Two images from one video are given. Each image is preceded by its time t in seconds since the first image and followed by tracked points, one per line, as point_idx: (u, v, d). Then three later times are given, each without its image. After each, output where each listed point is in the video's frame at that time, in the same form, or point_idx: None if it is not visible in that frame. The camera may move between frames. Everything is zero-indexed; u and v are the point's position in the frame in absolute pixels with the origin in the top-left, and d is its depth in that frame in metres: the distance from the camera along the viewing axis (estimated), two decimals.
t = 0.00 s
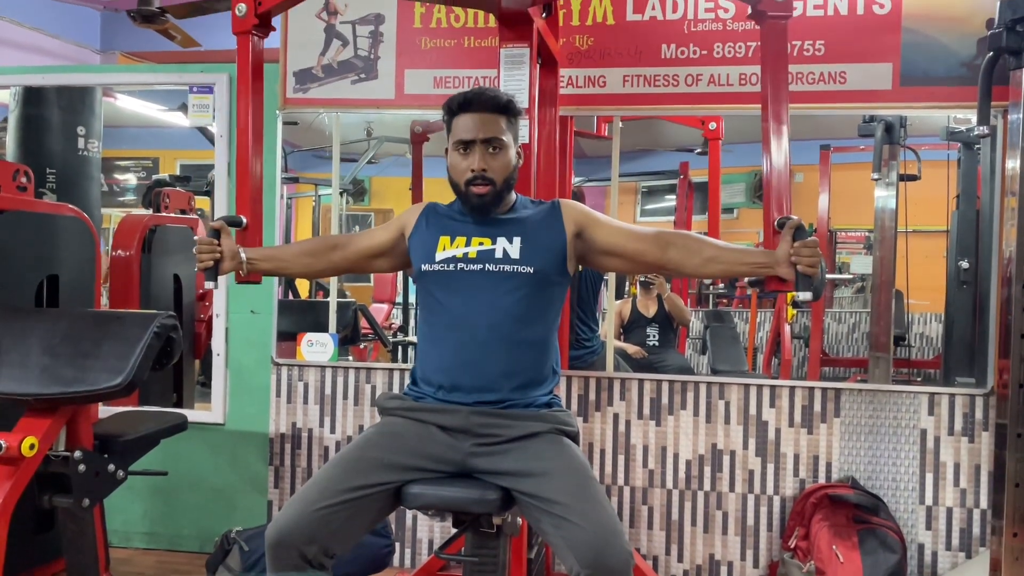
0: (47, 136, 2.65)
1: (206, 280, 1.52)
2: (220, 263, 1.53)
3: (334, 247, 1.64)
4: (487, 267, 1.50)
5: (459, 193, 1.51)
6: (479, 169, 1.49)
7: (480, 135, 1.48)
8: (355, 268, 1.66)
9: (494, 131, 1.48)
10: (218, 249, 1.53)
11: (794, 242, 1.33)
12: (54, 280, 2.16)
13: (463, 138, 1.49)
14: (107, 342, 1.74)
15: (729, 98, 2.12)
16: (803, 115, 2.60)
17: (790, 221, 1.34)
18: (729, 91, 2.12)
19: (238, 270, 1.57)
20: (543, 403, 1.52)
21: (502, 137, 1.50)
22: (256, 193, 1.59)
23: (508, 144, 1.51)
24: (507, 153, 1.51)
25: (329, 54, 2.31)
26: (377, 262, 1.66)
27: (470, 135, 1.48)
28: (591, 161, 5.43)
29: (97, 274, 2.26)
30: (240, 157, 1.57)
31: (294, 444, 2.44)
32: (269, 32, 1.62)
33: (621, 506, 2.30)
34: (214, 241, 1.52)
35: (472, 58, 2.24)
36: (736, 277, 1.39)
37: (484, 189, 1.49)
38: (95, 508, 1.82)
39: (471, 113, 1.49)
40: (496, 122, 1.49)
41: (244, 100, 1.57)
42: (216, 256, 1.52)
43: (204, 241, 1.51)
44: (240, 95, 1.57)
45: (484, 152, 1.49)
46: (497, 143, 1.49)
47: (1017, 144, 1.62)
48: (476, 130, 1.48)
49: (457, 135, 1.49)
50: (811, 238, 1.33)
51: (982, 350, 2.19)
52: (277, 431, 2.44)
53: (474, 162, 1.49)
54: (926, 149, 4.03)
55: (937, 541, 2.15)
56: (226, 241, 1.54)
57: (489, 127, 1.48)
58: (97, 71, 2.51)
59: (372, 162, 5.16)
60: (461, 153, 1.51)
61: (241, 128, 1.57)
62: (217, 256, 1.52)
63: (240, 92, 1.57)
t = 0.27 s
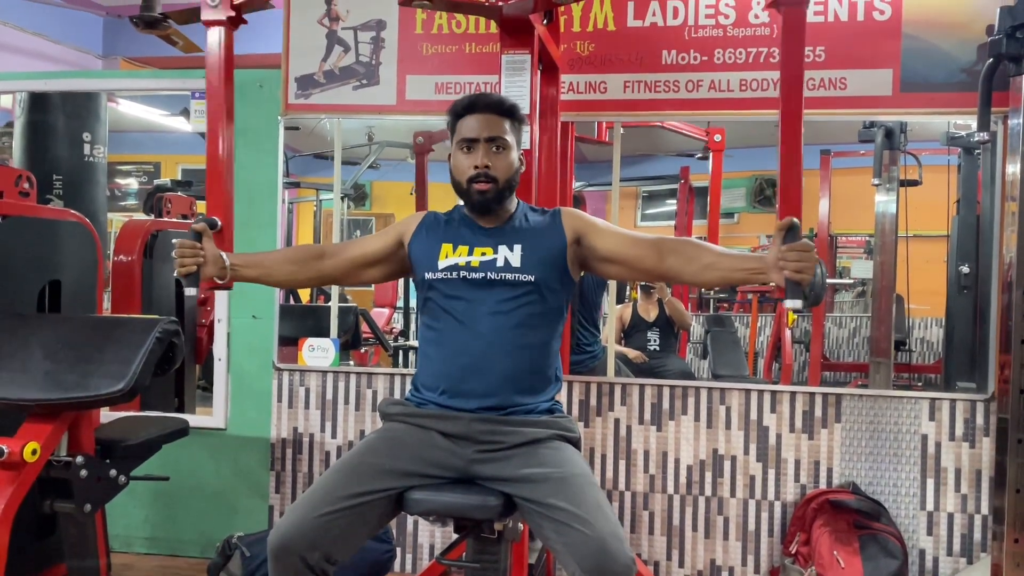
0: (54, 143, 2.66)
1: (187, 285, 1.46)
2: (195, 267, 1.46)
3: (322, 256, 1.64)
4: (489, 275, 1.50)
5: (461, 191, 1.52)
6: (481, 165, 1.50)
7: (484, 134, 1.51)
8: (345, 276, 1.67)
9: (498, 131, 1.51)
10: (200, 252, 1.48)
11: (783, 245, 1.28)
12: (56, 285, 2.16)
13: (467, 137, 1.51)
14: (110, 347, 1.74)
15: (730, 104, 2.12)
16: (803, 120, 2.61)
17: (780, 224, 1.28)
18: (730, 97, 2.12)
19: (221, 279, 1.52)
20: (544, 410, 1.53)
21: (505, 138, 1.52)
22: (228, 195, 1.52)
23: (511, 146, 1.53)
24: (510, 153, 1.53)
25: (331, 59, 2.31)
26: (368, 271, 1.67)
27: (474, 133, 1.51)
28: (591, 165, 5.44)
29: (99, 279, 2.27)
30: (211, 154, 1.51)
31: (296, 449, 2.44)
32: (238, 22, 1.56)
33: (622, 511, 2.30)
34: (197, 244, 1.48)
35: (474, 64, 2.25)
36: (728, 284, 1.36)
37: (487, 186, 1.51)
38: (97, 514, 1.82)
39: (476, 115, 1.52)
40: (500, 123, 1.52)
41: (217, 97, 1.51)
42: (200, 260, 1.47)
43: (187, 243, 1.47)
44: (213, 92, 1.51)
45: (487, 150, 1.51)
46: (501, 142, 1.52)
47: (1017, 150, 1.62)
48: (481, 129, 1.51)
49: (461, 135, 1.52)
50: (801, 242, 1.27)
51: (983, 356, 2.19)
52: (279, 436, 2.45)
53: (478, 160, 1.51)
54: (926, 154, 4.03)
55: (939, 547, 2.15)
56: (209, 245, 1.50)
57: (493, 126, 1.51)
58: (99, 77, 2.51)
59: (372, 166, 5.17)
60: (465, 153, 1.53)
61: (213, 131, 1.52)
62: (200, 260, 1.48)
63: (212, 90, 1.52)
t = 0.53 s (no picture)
0: (59, 147, 2.67)
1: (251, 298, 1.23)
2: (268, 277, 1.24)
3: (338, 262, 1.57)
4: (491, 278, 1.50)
5: (468, 181, 1.55)
6: (488, 155, 1.53)
7: (491, 128, 1.55)
8: (362, 282, 1.60)
9: (505, 126, 1.55)
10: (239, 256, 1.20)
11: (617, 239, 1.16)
12: (57, 289, 2.16)
13: (475, 132, 1.55)
14: (111, 351, 1.74)
15: (731, 107, 2.12)
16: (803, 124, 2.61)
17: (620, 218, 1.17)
18: (731, 101, 2.13)
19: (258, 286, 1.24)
20: (545, 413, 1.52)
21: (512, 134, 1.56)
22: (224, 176, 1.19)
23: (518, 143, 1.57)
24: (517, 148, 1.56)
25: (332, 63, 2.32)
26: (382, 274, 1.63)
27: (482, 128, 1.55)
28: (593, 169, 5.44)
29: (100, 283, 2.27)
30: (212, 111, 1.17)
31: (296, 453, 2.44)
32: None
33: (623, 516, 2.30)
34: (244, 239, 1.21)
35: (475, 68, 2.25)
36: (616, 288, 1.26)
37: (492, 175, 1.53)
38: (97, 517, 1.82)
39: (484, 114, 1.57)
40: (507, 120, 1.57)
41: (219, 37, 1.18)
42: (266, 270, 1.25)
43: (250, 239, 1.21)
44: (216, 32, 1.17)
45: (494, 143, 1.54)
46: (508, 137, 1.55)
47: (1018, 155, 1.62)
48: (488, 124, 1.55)
49: (470, 131, 1.56)
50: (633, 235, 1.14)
51: (985, 360, 2.19)
52: (279, 440, 2.44)
53: (484, 151, 1.54)
54: (928, 158, 4.03)
55: (940, 551, 2.15)
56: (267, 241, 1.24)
57: (500, 122, 1.55)
58: (102, 81, 2.51)
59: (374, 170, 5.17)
60: (472, 148, 1.56)
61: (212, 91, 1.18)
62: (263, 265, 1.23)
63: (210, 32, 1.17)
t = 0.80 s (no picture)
0: (63, 147, 2.68)
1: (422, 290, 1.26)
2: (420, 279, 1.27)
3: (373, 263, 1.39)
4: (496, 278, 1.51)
5: (468, 177, 1.56)
6: (488, 152, 1.54)
7: (493, 128, 1.55)
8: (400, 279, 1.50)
9: (508, 125, 1.55)
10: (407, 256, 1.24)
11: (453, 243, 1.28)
12: (58, 291, 2.16)
13: (478, 131, 1.56)
14: (111, 352, 1.74)
15: (731, 109, 2.13)
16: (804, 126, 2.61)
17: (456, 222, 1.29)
18: (731, 103, 2.13)
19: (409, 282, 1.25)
20: (546, 414, 1.53)
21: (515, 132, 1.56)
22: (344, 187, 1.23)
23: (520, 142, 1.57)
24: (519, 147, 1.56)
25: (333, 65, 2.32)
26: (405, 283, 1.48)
27: (484, 127, 1.55)
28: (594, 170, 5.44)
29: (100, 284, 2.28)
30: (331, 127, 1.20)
31: (296, 455, 2.44)
32: None
33: (623, 517, 2.29)
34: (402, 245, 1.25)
35: (476, 69, 2.25)
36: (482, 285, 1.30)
37: (493, 172, 1.54)
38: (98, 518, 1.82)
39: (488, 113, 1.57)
40: (510, 119, 1.57)
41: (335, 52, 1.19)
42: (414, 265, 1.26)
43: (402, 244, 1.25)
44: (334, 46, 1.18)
45: (496, 141, 1.55)
46: (509, 135, 1.55)
47: (1018, 156, 1.62)
48: (490, 122, 1.55)
49: (473, 130, 1.57)
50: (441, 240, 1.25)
51: (986, 361, 2.19)
52: (280, 441, 2.44)
53: (486, 149, 1.54)
54: (929, 159, 4.03)
55: (941, 554, 2.14)
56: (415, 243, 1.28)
57: (502, 122, 1.55)
58: (103, 83, 2.52)
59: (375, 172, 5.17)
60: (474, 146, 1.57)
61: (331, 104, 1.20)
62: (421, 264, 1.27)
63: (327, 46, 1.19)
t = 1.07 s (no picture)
0: (63, 147, 2.67)
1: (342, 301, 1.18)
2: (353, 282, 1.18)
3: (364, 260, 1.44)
4: (494, 280, 1.51)
5: (463, 173, 1.54)
6: (484, 148, 1.52)
7: (491, 125, 1.54)
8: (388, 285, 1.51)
9: (505, 123, 1.56)
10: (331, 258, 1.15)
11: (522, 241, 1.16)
12: (57, 291, 2.16)
13: (475, 128, 1.55)
14: (111, 352, 1.74)
15: (731, 110, 2.12)
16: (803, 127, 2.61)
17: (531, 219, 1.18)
18: (731, 104, 2.13)
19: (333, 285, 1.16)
20: (546, 414, 1.52)
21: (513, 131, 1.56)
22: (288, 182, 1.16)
23: (518, 140, 1.55)
24: (516, 145, 1.54)
25: (333, 66, 2.32)
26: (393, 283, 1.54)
27: (482, 124, 1.55)
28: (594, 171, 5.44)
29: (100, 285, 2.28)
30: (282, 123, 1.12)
31: (296, 456, 2.44)
32: None
33: (623, 518, 2.29)
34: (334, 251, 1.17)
35: (476, 70, 2.25)
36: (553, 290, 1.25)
37: (490, 165, 1.52)
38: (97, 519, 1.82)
39: (487, 112, 1.57)
40: (508, 120, 1.57)
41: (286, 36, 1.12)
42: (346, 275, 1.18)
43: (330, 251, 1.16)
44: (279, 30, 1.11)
45: (494, 136, 1.54)
46: (508, 132, 1.55)
47: (1018, 157, 1.62)
48: (489, 120, 1.56)
49: (470, 128, 1.56)
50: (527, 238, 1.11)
51: (986, 362, 2.19)
52: (280, 442, 2.44)
53: (483, 142, 1.53)
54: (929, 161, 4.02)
55: (942, 555, 2.14)
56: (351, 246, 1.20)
57: (500, 120, 1.55)
58: (103, 83, 2.52)
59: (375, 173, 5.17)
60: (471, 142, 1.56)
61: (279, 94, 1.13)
62: (351, 269, 1.18)
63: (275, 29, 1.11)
